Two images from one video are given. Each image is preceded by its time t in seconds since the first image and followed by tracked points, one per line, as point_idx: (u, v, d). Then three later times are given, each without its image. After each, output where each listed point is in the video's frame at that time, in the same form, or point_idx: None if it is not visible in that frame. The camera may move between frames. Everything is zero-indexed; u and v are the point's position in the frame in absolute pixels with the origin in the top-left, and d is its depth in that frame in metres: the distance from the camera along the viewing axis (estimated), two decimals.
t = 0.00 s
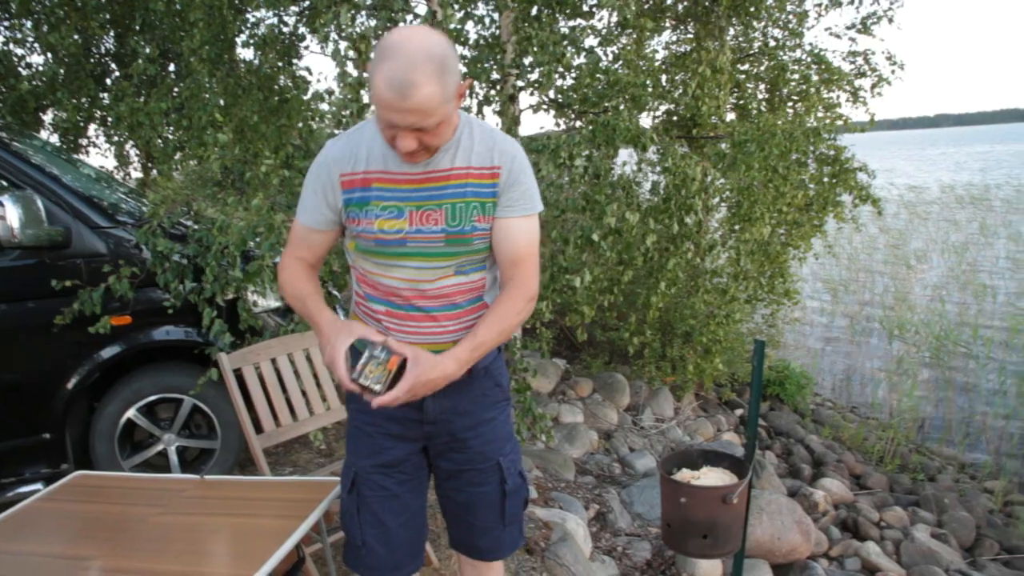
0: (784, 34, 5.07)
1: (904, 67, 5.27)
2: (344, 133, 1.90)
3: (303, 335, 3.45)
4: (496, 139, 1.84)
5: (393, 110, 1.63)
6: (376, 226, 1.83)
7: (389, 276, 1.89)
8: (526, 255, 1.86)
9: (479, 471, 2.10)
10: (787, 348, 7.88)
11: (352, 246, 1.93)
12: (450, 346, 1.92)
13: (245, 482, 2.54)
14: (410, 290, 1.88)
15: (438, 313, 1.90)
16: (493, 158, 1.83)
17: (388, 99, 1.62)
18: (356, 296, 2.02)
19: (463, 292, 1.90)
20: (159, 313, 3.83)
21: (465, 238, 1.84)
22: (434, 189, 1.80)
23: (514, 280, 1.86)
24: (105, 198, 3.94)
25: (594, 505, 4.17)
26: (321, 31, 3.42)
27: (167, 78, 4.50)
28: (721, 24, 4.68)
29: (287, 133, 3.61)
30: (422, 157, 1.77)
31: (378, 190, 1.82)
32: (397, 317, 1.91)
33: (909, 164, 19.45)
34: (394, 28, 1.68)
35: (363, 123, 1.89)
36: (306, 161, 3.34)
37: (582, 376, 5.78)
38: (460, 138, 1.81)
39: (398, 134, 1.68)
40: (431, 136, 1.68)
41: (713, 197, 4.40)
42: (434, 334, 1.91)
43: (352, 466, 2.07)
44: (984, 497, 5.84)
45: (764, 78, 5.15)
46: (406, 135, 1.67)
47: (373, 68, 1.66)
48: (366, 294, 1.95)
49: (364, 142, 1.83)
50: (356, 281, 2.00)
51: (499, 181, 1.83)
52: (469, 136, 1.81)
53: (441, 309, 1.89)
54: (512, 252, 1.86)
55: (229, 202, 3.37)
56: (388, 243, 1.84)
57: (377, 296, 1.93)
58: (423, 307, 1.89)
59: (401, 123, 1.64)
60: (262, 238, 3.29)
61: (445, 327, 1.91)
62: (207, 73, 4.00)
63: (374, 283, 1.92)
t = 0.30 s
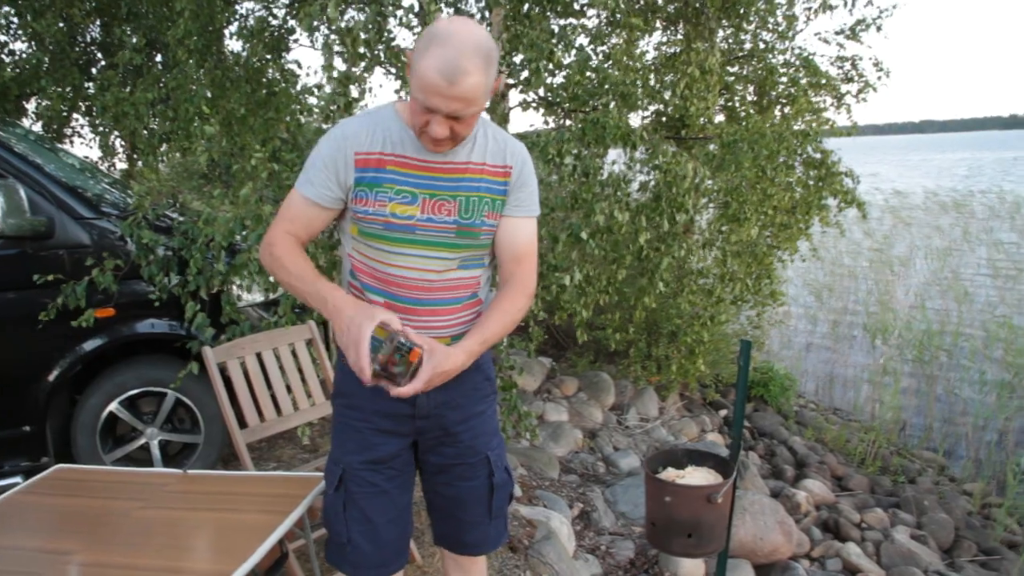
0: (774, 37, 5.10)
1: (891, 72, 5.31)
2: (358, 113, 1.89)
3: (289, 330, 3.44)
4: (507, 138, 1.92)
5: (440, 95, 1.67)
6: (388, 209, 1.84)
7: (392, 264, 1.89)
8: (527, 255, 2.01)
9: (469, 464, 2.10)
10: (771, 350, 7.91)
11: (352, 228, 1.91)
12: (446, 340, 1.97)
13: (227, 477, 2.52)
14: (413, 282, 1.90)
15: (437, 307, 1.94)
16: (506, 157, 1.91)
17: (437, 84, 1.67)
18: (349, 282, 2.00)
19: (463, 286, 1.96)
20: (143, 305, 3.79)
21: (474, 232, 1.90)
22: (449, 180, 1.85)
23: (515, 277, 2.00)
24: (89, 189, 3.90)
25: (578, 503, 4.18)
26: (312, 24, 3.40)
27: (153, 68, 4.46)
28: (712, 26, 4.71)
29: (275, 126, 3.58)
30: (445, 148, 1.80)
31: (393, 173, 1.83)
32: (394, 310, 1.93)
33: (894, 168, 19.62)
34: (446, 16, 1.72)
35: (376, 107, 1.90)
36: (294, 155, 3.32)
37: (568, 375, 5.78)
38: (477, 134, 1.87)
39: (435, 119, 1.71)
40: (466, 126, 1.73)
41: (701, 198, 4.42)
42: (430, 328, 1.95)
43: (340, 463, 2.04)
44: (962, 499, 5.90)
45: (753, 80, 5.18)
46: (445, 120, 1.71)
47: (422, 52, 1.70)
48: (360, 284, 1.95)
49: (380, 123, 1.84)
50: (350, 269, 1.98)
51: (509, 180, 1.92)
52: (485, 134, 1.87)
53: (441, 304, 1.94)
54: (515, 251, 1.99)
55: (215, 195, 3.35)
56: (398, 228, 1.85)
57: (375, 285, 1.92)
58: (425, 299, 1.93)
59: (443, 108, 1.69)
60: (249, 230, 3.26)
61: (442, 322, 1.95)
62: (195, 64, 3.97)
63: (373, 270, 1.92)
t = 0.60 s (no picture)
0: (764, 41, 5.13)
1: (879, 78, 5.35)
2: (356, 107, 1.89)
3: (278, 327, 3.43)
4: (504, 143, 1.94)
5: (455, 99, 1.71)
6: (386, 204, 1.84)
7: (388, 260, 1.89)
8: (522, 254, 2.04)
9: (459, 463, 2.10)
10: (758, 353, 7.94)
11: (346, 224, 1.90)
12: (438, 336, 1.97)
13: (213, 476, 2.50)
14: (409, 278, 1.90)
15: (430, 303, 1.94)
16: (502, 159, 1.93)
17: (454, 87, 1.70)
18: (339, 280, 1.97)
19: (457, 284, 1.97)
20: (127, 301, 3.75)
21: (471, 229, 1.92)
22: (448, 177, 1.87)
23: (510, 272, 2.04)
24: (76, 184, 3.87)
25: (566, 504, 4.18)
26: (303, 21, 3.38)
27: (142, 63, 4.42)
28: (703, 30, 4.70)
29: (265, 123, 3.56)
30: (447, 149, 1.83)
31: (392, 168, 1.83)
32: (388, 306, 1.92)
33: (881, 174, 19.75)
34: (464, 20, 1.76)
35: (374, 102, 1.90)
36: (284, 151, 3.30)
37: (556, 376, 5.79)
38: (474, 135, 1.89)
39: (445, 121, 1.74)
40: (474, 129, 1.77)
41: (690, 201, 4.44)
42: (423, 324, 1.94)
43: (329, 462, 2.03)
44: (945, 502, 5.93)
45: (743, 84, 5.19)
46: (457, 122, 1.74)
47: (440, 54, 1.72)
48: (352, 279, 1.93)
49: (381, 116, 1.85)
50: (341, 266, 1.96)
51: (506, 180, 1.95)
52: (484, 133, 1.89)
53: (435, 300, 1.94)
54: (510, 249, 2.02)
55: (204, 191, 3.33)
56: (396, 223, 1.85)
57: (367, 281, 1.91)
58: (420, 296, 1.92)
59: (456, 112, 1.72)
60: (237, 227, 3.24)
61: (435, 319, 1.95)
62: (185, 59, 3.95)
63: (367, 266, 1.91)
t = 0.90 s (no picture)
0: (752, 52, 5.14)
1: (866, 88, 5.38)
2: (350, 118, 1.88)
3: (267, 339, 3.41)
4: (497, 152, 1.95)
5: (455, 118, 1.71)
6: (379, 216, 1.84)
7: (380, 271, 1.89)
8: (513, 265, 2.06)
9: (449, 477, 2.09)
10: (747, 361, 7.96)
11: (339, 235, 1.90)
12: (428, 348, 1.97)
13: (201, 489, 2.48)
14: (401, 290, 1.90)
15: (422, 314, 1.94)
16: (496, 169, 1.94)
17: (455, 106, 1.70)
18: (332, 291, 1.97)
19: (449, 296, 1.97)
20: (113, 313, 3.73)
21: (464, 242, 1.92)
22: (442, 190, 1.87)
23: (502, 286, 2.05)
24: (64, 194, 3.84)
25: (556, 515, 4.18)
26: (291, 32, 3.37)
27: (130, 72, 4.40)
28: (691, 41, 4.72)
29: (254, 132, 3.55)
30: (441, 163, 1.83)
31: (386, 180, 1.83)
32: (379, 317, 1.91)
33: (868, 183, 19.90)
34: (468, 39, 1.76)
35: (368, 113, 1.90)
36: (272, 161, 3.28)
37: (546, 385, 5.79)
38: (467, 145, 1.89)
39: (442, 138, 1.75)
40: (470, 147, 1.78)
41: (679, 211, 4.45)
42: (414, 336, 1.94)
43: (320, 476, 2.02)
44: (934, 510, 5.94)
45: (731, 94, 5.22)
46: (453, 140, 1.75)
47: (442, 71, 1.73)
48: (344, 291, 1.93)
49: (375, 127, 1.84)
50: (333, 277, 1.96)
51: (498, 193, 1.95)
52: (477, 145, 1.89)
53: (427, 312, 1.94)
54: (502, 263, 2.04)
55: (193, 202, 3.31)
56: (389, 235, 1.85)
57: (359, 292, 1.91)
58: (412, 307, 1.92)
59: (455, 130, 1.73)
60: (226, 238, 3.22)
61: (426, 330, 1.95)
62: (174, 69, 3.94)
63: (359, 277, 1.90)
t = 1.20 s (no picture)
0: (747, 45, 5.12)
1: (859, 84, 5.39)
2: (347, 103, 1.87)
3: (258, 325, 3.38)
4: (494, 140, 1.93)
5: (452, 105, 1.70)
6: (374, 203, 1.83)
7: (374, 258, 1.87)
8: (507, 254, 2.05)
9: (442, 463, 2.09)
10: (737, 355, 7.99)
11: (334, 221, 1.88)
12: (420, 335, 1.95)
13: (192, 474, 2.47)
14: (394, 277, 1.89)
15: (415, 301, 1.93)
16: (492, 157, 1.92)
17: (452, 93, 1.69)
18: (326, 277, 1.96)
19: (443, 285, 1.96)
20: (101, 297, 3.70)
21: (459, 230, 1.91)
22: (438, 178, 1.86)
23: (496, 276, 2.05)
24: (52, 177, 3.82)
25: (546, 504, 4.19)
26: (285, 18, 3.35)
27: (121, 56, 4.37)
28: (686, 34, 4.72)
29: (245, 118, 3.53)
30: (438, 151, 1.82)
31: (381, 167, 1.82)
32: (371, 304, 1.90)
33: (859, 179, 19.99)
34: (467, 26, 1.75)
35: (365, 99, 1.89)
36: (264, 147, 3.25)
37: (537, 376, 5.79)
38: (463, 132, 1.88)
39: (439, 126, 1.74)
40: (467, 136, 1.77)
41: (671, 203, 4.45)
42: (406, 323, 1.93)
43: (311, 461, 2.01)
44: (921, 503, 5.98)
45: (725, 88, 5.22)
46: (450, 128, 1.74)
47: (441, 58, 1.71)
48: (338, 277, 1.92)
49: (372, 113, 1.83)
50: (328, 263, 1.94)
51: (495, 181, 1.94)
52: (475, 134, 1.88)
53: (420, 299, 1.93)
54: (497, 252, 2.03)
55: (184, 186, 3.29)
56: (384, 222, 1.84)
57: (353, 279, 1.89)
58: (405, 295, 1.91)
59: (452, 117, 1.71)
60: (217, 223, 3.20)
61: (419, 317, 1.94)
62: (167, 53, 3.90)
63: (352, 263, 1.89)
